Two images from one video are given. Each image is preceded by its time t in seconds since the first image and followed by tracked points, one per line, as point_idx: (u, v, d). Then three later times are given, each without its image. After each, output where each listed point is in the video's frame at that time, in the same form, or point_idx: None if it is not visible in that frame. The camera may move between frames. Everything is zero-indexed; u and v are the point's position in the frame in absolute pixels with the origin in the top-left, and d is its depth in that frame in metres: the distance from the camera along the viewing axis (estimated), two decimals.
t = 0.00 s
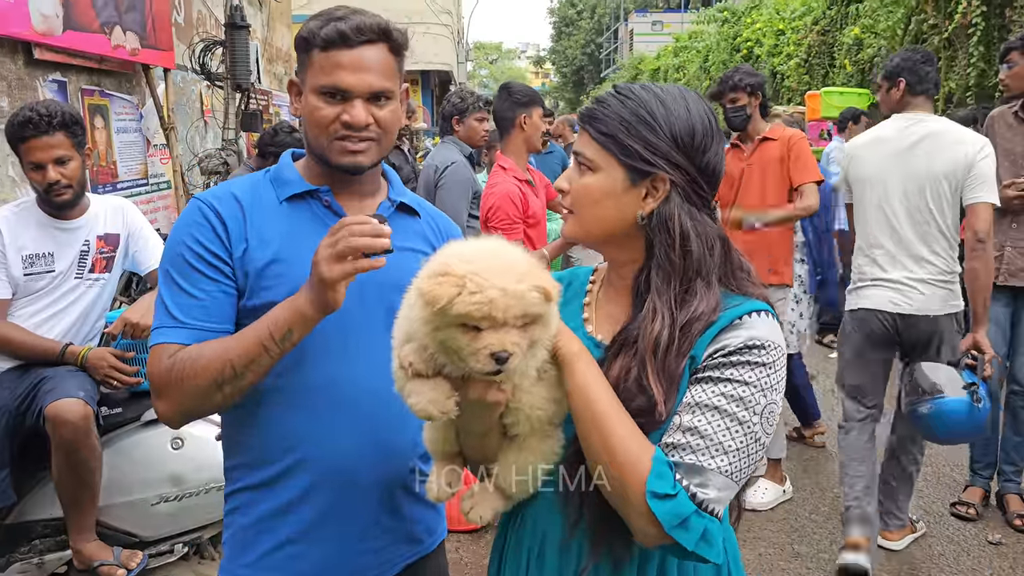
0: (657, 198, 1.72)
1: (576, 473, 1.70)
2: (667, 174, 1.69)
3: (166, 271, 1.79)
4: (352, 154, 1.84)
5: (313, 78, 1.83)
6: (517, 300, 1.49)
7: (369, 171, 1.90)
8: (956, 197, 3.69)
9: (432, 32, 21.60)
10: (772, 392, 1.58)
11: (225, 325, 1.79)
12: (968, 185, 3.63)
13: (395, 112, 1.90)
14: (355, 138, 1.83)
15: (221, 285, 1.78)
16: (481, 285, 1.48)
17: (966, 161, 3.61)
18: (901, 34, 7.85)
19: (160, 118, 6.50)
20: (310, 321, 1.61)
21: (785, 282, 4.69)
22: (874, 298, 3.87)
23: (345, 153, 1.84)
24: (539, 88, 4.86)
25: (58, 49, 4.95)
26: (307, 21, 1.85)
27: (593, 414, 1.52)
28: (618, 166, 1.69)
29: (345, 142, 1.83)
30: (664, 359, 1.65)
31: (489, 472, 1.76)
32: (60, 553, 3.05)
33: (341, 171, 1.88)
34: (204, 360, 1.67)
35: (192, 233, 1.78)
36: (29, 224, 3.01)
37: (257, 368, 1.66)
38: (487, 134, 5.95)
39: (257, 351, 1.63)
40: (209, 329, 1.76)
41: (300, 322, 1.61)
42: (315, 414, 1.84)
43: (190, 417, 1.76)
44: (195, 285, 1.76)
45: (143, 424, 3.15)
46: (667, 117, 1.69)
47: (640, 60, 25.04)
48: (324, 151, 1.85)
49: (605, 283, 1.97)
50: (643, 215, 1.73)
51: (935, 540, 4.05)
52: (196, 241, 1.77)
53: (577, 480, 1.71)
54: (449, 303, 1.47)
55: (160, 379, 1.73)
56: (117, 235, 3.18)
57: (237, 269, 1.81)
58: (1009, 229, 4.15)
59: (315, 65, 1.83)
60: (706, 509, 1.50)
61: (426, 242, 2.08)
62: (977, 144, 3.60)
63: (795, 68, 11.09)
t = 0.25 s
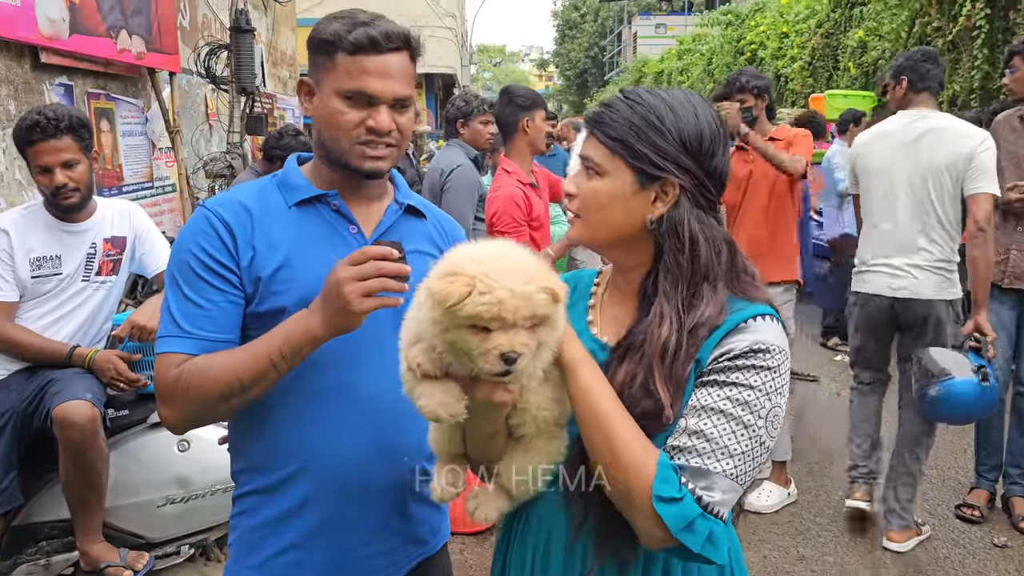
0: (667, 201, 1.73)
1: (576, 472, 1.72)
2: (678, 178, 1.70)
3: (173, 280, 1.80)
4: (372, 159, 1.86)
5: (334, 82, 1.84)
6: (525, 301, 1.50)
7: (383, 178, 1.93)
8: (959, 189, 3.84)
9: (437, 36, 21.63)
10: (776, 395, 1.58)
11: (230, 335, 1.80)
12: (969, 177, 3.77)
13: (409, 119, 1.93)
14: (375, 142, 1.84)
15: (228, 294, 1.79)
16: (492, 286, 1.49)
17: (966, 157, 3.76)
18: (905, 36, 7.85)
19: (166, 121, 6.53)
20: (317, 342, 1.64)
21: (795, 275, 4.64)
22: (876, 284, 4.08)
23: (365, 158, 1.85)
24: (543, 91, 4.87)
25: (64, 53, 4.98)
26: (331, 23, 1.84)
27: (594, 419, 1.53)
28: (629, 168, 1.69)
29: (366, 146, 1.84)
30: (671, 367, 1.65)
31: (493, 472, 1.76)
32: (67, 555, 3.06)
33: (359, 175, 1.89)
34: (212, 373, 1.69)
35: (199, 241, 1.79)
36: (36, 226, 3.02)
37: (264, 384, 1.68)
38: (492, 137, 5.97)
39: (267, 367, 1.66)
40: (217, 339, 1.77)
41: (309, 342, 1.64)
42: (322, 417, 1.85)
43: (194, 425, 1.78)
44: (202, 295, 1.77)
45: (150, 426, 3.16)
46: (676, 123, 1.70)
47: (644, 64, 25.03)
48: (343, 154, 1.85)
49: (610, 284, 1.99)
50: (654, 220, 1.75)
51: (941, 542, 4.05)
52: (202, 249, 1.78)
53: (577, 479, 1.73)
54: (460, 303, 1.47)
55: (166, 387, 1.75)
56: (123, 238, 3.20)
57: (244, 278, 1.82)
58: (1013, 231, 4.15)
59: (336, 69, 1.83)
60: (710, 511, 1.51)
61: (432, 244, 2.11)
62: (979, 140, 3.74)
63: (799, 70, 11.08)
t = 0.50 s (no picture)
0: (678, 195, 1.74)
1: (576, 473, 1.76)
2: (688, 169, 1.72)
3: (184, 284, 1.81)
4: (384, 169, 1.87)
5: (350, 88, 1.84)
6: (528, 299, 1.51)
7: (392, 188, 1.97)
8: (941, 192, 4.14)
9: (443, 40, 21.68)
10: (784, 395, 1.58)
11: (240, 340, 1.81)
12: (948, 182, 4.08)
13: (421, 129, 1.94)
14: (389, 153, 1.86)
15: (239, 298, 1.80)
16: (493, 284, 1.50)
17: (945, 161, 4.08)
18: (912, 39, 7.84)
19: (173, 125, 6.56)
20: (330, 347, 1.65)
21: (801, 268, 4.61)
22: (872, 284, 4.36)
23: (378, 168, 1.87)
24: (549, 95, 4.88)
25: (73, 58, 5.01)
26: (354, 30, 1.84)
27: (600, 425, 1.53)
28: (638, 166, 1.70)
29: (380, 157, 1.85)
30: (678, 352, 1.67)
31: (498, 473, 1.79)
32: (75, 557, 3.07)
33: (369, 183, 1.91)
34: (224, 378, 1.70)
35: (209, 246, 1.80)
36: (46, 230, 3.04)
37: (276, 390, 1.70)
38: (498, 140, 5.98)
39: (279, 373, 1.67)
40: (227, 343, 1.78)
41: (320, 348, 1.65)
42: (330, 419, 1.85)
43: (206, 430, 1.79)
44: (214, 300, 1.78)
45: (159, 429, 3.18)
46: (684, 123, 1.73)
47: (649, 67, 25.02)
48: (356, 162, 1.86)
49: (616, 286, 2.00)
50: (665, 212, 1.75)
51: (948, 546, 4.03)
52: (213, 254, 1.79)
53: (577, 480, 1.77)
54: (462, 300, 1.49)
55: (176, 392, 1.76)
56: (132, 242, 3.21)
57: (255, 283, 1.83)
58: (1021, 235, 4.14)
59: (354, 75, 1.84)
60: (720, 511, 1.50)
61: (440, 248, 2.11)
62: (956, 145, 4.05)
63: (805, 74, 11.06)
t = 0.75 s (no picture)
0: (697, 209, 1.75)
1: (576, 473, 1.75)
2: (707, 183, 1.72)
3: (192, 288, 1.82)
4: (395, 173, 1.88)
5: (360, 94, 1.85)
6: (537, 296, 1.51)
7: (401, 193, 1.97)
8: (926, 190, 4.46)
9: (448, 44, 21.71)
10: (790, 393, 1.58)
11: (247, 344, 1.81)
12: (933, 181, 4.41)
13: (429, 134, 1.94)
14: (401, 159, 1.87)
15: (246, 302, 1.81)
16: (503, 282, 1.51)
17: (930, 159, 4.40)
18: (918, 42, 7.83)
19: (180, 129, 6.58)
20: (337, 352, 1.65)
21: (803, 271, 4.61)
22: (864, 277, 4.67)
23: (389, 172, 1.87)
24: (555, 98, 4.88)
25: (80, 62, 5.04)
26: (363, 35, 1.85)
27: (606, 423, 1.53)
28: (657, 177, 1.70)
29: (391, 162, 1.86)
30: (691, 366, 1.65)
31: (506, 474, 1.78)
32: (83, 559, 3.08)
33: (377, 188, 1.91)
34: (231, 382, 1.70)
35: (217, 250, 1.80)
36: (54, 234, 3.05)
37: (282, 393, 1.70)
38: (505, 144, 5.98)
39: (286, 377, 1.67)
40: (233, 347, 1.79)
41: (328, 353, 1.65)
42: (336, 419, 1.85)
43: (213, 433, 1.80)
44: (220, 304, 1.79)
45: (166, 432, 3.18)
46: (702, 133, 1.74)
47: (654, 71, 25.01)
48: (365, 167, 1.87)
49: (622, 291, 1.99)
50: (683, 225, 1.76)
51: (956, 551, 4.02)
52: (221, 258, 1.80)
53: (577, 479, 1.76)
54: (473, 299, 1.49)
55: (184, 395, 1.77)
56: (139, 245, 3.22)
57: (262, 287, 1.83)
58: None
59: (363, 80, 1.84)
60: (727, 506, 1.50)
61: (448, 252, 2.12)
62: (938, 146, 4.39)
63: (810, 77, 11.04)
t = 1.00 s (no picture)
0: (722, 212, 1.76)
1: (575, 470, 1.70)
2: (730, 186, 1.74)
3: (199, 290, 1.82)
4: (402, 178, 1.88)
5: (368, 99, 1.85)
6: (546, 295, 1.54)
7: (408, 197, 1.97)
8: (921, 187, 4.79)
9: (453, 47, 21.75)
10: (799, 397, 1.57)
11: (253, 348, 1.81)
12: (929, 178, 4.74)
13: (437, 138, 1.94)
14: (408, 162, 1.86)
15: (253, 306, 1.81)
16: (511, 280, 1.53)
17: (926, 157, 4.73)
18: (923, 45, 7.82)
19: (186, 133, 6.60)
20: (344, 357, 1.65)
21: (808, 281, 4.61)
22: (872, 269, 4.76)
23: (395, 176, 1.87)
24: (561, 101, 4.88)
25: (87, 67, 5.06)
26: (371, 40, 1.85)
27: (617, 426, 1.51)
28: (685, 183, 1.69)
29: (397, 165, 1.86)
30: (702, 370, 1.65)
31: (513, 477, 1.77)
32: (89, 563, 3.08)
33: (386, 192, 1.91)
34: (237, 385, 1.70)
35: (224, 254, 1.80)
36: (61, 238, 3.06)
37: (288, 397, 1.70)
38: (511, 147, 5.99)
39: (292, 381, 1.67)
40: (239, 351, 1.79)
41: (335, 358, 1.65)
42: (342, 423, 1.85)
43: (218, 436, 1.79)
44: (227, 307, 1.79)
45: (172, 436, 3.19)
46: (720, 136, 1.73)
47: (659, 74, 25.00)
48: (374, 171, 1.86)
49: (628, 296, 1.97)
50: (709, 229, 1.77)
51: (963, 555, 4.00)
52: (228, 262, 1.80)
53: (576, 479, 1.72)
54: (481, 295, 1.51)
55: (189, 397, 1.76)
56: (146, 249, 3.23)
57: (269, 290, 1.83)
58: None
59: (372, 85, 1.84)
60: (740, 509, 1.47)
61: (456, 257, 2.12)
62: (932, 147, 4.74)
63: (816, 80, 11.02)
